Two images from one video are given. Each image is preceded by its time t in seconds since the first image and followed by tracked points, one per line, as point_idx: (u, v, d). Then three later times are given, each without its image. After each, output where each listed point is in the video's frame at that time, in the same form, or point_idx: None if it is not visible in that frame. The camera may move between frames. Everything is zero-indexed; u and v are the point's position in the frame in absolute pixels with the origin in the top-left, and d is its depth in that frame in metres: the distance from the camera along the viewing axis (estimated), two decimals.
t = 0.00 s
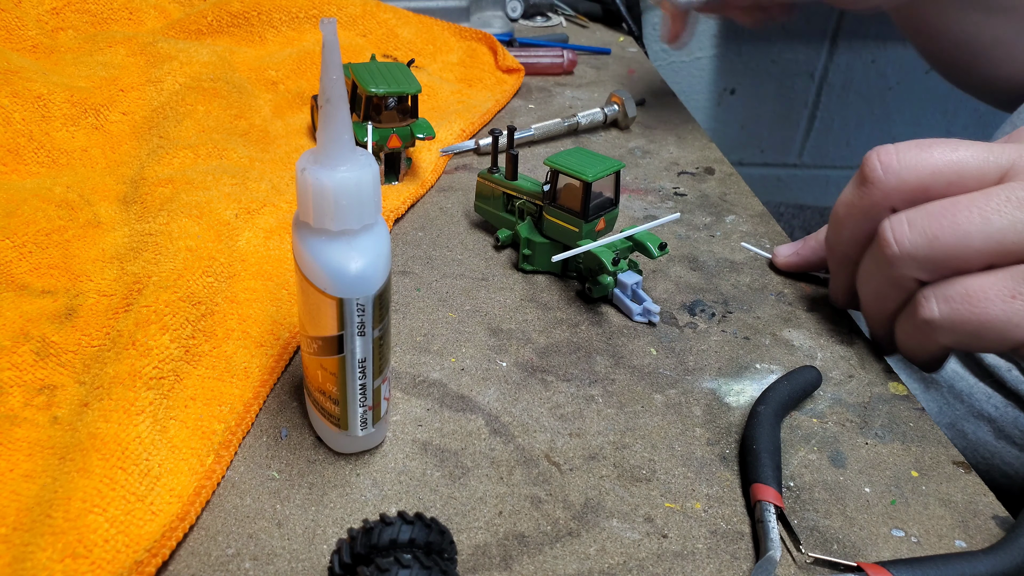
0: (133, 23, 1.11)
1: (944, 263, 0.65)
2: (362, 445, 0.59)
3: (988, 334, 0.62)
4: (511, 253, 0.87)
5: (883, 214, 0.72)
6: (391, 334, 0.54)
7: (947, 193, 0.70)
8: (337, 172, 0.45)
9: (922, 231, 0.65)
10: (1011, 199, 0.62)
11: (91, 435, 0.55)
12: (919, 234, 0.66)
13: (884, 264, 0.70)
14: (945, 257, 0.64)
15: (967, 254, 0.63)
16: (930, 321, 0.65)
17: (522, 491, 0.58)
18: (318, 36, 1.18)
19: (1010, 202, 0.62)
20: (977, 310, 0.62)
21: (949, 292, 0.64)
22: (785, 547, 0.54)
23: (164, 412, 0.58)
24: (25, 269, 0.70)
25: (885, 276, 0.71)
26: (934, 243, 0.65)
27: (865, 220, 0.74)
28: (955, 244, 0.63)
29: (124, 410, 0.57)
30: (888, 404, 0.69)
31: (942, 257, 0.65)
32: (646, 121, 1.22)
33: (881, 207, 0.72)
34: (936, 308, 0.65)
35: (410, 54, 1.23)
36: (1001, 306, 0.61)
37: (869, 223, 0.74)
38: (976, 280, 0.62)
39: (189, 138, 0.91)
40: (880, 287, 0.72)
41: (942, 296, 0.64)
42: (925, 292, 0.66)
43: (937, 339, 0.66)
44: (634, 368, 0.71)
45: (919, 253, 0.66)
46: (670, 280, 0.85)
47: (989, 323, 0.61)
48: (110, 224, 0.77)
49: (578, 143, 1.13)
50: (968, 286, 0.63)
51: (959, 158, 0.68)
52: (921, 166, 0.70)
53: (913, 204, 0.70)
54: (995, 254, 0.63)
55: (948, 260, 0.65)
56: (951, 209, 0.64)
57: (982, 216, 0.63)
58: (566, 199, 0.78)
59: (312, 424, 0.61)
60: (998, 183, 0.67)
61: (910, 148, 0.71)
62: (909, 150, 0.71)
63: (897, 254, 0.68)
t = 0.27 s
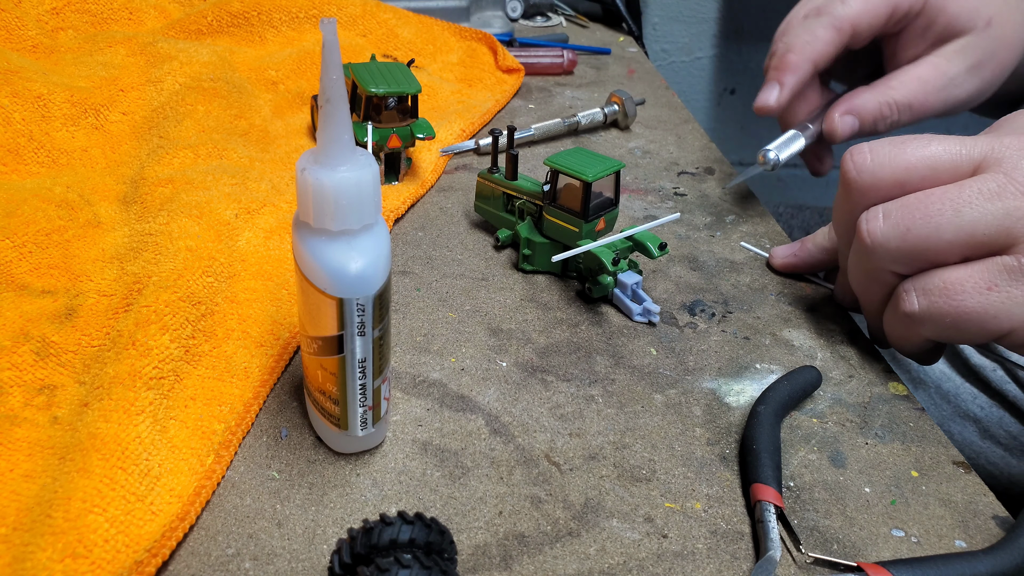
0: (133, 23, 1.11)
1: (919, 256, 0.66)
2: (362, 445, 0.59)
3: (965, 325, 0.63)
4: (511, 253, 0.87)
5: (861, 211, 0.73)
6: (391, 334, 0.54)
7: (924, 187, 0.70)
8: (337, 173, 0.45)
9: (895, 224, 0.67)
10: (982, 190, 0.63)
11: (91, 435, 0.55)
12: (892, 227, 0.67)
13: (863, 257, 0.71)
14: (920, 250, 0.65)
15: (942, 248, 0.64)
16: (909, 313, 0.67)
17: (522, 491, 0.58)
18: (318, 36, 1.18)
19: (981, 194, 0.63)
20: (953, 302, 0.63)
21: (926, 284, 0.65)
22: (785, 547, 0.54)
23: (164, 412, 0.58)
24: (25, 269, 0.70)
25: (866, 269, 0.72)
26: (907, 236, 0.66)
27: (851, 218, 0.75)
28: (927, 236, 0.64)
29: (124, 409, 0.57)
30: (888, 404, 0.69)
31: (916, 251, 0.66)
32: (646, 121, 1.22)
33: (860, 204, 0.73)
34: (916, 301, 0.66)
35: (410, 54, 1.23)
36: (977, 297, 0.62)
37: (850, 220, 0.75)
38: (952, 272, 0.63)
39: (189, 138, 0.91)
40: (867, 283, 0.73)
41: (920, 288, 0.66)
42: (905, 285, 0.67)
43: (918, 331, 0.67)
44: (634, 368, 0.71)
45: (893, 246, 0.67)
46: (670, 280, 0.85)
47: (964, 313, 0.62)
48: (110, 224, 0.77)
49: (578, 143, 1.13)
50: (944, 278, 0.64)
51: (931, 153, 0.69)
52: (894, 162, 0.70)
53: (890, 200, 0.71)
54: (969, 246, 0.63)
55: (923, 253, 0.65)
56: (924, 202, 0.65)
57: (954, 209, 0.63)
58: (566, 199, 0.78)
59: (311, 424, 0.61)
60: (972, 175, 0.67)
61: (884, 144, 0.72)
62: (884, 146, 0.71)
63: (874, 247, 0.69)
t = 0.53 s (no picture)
0: (132, 23, 1.11)
1: (907, 255, 0.66)
2: (362, 445, 0.59)
3: (954, 324, 0.63)
4: (511, 253, 0.87)
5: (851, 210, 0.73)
6: (391, 334, 0.54)
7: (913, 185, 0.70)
8: (337, 173, 0.45)
9: (883, 224, 0.67)
10: (969, 187, 0.63)
11: (91, 435, 0.55)
12: (880, 227, 0.67)
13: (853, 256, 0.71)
14: (908, 250, 0.66)
15: (929, 246, 0.64)
16: (899, 312, 0.67)
17: (522, 491, 0.58)
18: (318, 36, 1.18)
19: (968, 191, 0.63)
20: (941, 301, 0.63)
21: (915, 284, 0.65)
22: (785, 547, 0.54)
23: (164, 412, 0.58)
24: (25, 269, 0.70)
25: (857, 268, 0.72)
26: (894, 236, 0.66)
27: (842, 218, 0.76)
28: (914, 236, 0.65)
29: (124, 409, 0.57)
30: (888, 404, 0.69)
31: (905, 250, 0.66)
32: (646, 121, 1.22)
33: (851, 203, 0.73)
34: (905, 302, 0.66)
35: (409, 54, 1.23)
36: (964, 296, 0.62)
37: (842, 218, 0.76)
38: (941, 272, 0.64)
39: (189, 138, 0.91)
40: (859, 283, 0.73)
41: (910, 288, 0.66)
42: (895, 285, 0.68)
43: (909, 330, 0.68)
44: (634, 368, 0.71)
45: (881, 246, 0.67)
46: (670, 280, 0.85)
47: (952, 312, 0.63)
48: (110, 224, 0.77)
49: (578, 143, 1.13)
50: (932, 277, 0.64)
51: (919, 150, 0.69)
52: (882, 161, 0.70)
53: (879, 198, 0.71)
54: (957, 244, 0.63)
55: (911, 252, 0.66)
56: (911, 202, 0.65)
57: (940, 208, 0.63)
58: (566, 199, 0.78)
59: (312, 424, 0.61)
60: (959, 172, 0.67)
61: (872, 142, 0.72)
62: (871, 146, 0.72)
63: (863, 247, 0.69)
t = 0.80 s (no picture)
0: (132, 23, 1.11)
1: (900, 260, 0.66)
2: (362, 445, 0.59)
3: (946, 329, 0.63)
4: (511, 253, 0.87)
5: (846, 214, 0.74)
6: (391, 334, 0.54)
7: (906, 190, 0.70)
8: (337, 173, 0.45)
9: (876, 230, 0.67)
10: (961, 192, 0.63)
11: (91, 435, 0.55)
12: (873, 232, 0.68)
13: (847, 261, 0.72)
14: (900, 255, 0.66)
15: (922, 252, 0.65)
16: (893, 317, 0.67)
17: (522, 491, 0.58)
18: (318, 36, 1.18)
19: (959, 196, 0.63)
20: (934, 307, 0.63)
21: (908, 289, 0.65)
22: (785, 547, 0.54)
23: (164, 412, 0.58)
24: (25, 269, 0.70)
25: (852, 273, 0.72)
26: (887, 242, 0.66)
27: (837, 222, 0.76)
28: (906, 242, 0.65)
29: (124, 409, 0.57)
30: (888, 404, 0.69)
31: (897, 255, 0.66)
32: (646, 121, 1.22)
33: (845, 207, 0.74)
34: (899, 307, 0.66)
35: (409, 54, 1.23)
36: (957, 302, 0.62)
37: (837, 222, 0.76)
38: (934, 277, 0.64)
39: (189, 138, 0.91)
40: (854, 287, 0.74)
41: (903, 293, 0.66)
42: (888, 290, 0.68)
43: (903, 335, 0.68)
44: (634, 368, 0.71)
45: (874, 251, 0.68)
46: (670, 280, 0.85)
47: (944, 318, 0.63)
48: (110, 224, 0.77)
49: (578, 143, 1.13)
50: (925, 283, 0.64)
51: (911, 155, 0.69)
52: (874, 166, 0.70)
53: (873, 203, 0.71)
54: (949, 249, 0.63)
55: (905, 258, 0.66)
56: (903, 207, 0.66)
57: (932, 213, 0.64)
58: (566, 199, 0.78)
59: (312, 424, 0.61)
60: (952, 176, 0.67)
61: (865, 147, 0.72)
62: (864, 150, 0.72)
63: (857, 252, 0.70)
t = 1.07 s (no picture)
0: (132, 23, 1.11)
1: (896, 259, 0.67)
2: (362, 445, 0.59)
3: (941, 328, 0.63)
4: (511, 253, 0.87)
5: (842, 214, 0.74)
6: (391, 334, 0.54)
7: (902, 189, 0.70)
8: (337, 173, 0.45)
9: (871, 230, 0.68)
10: (955, 191, 0.63)
11: (91, 435, 0.55)
12: (868, 233, 0.68)
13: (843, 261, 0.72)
14: (896, 254, 0.66)
15: (917, 251, 0.65)
16: (889, 317, 0.67)
17: (522, 491, 0.58)
18: (318, 36, 1.18)
19: (954, 195, 0.63)
20: (928, 306, 0.63)
21: (904, 289, 0.66)
22: (785, 547, 0.54)
23: (164, 412, 0.58)
24: (25, 269, 0.70)
25: (848, 273, 0.73)
26: (882, 241, 0.66)
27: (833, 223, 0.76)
28: (901, 242, 0.65)
29: (124, 409, 0.57)
30: (888, 404, 0.69)
31: (892, 255, 0.66)
32: (646, 121, 1.22)
33: (841, 207, 0.74)
34: (895, 306, 0.67)
35: (409, 54, 1.23)
36: (951, 301, 0.62)
37: (834, 222, 0.76)
38: (929, 277, 0.64)
39: (189, 138, 0.91)
40: (851, 286, 0.74)
41: (898, 293, 0.66)
42: (885, 289, 0.68)
43: (899, 334, 0.68)
44: (634, 368, 0.71)
45: (869, 251, 0.68)
46: (670, 280, 0.85)
47: (939, 317, 0.63)
48: (110, 224, 0.77)
49: (578, 143, 1.13)
50: (920, 282, 0.64)
51: (907, 154, 0.69)
52: (870, 166, 0.70)
53: (869, 203, 0.71)
54: (945, 248, 0.63)
55: (900, 258, 0.66)
56: (898, 206, 0.66)
57: (926, 213, 0.64)
58: (566, 199, 0.78)
59: (312, 424, 0.61)
60: (948, 175, 0.67)
61: (860, 147, 0.72)
62: (859, 150, 0.72)
63: (853, 252, 0.70)
